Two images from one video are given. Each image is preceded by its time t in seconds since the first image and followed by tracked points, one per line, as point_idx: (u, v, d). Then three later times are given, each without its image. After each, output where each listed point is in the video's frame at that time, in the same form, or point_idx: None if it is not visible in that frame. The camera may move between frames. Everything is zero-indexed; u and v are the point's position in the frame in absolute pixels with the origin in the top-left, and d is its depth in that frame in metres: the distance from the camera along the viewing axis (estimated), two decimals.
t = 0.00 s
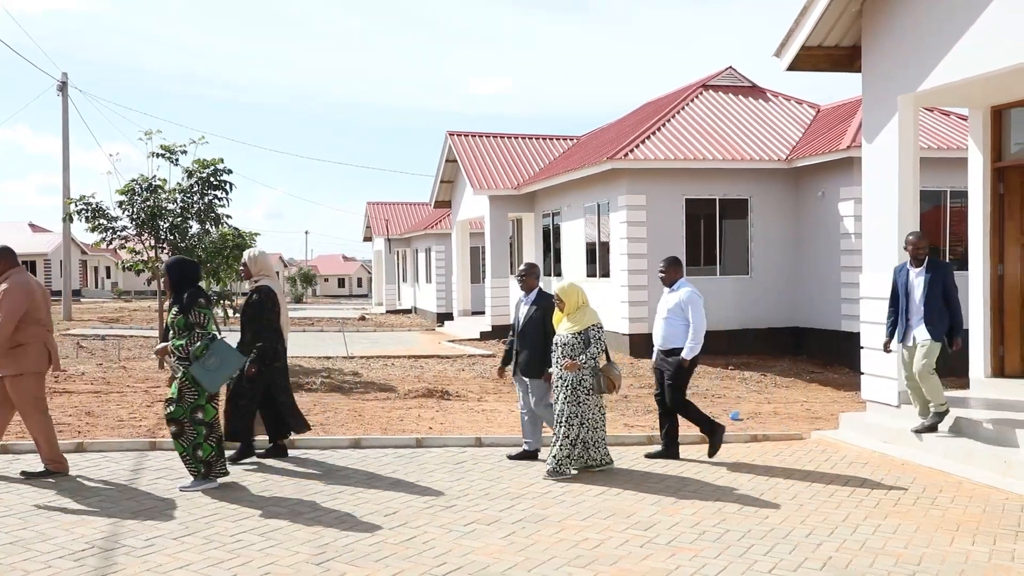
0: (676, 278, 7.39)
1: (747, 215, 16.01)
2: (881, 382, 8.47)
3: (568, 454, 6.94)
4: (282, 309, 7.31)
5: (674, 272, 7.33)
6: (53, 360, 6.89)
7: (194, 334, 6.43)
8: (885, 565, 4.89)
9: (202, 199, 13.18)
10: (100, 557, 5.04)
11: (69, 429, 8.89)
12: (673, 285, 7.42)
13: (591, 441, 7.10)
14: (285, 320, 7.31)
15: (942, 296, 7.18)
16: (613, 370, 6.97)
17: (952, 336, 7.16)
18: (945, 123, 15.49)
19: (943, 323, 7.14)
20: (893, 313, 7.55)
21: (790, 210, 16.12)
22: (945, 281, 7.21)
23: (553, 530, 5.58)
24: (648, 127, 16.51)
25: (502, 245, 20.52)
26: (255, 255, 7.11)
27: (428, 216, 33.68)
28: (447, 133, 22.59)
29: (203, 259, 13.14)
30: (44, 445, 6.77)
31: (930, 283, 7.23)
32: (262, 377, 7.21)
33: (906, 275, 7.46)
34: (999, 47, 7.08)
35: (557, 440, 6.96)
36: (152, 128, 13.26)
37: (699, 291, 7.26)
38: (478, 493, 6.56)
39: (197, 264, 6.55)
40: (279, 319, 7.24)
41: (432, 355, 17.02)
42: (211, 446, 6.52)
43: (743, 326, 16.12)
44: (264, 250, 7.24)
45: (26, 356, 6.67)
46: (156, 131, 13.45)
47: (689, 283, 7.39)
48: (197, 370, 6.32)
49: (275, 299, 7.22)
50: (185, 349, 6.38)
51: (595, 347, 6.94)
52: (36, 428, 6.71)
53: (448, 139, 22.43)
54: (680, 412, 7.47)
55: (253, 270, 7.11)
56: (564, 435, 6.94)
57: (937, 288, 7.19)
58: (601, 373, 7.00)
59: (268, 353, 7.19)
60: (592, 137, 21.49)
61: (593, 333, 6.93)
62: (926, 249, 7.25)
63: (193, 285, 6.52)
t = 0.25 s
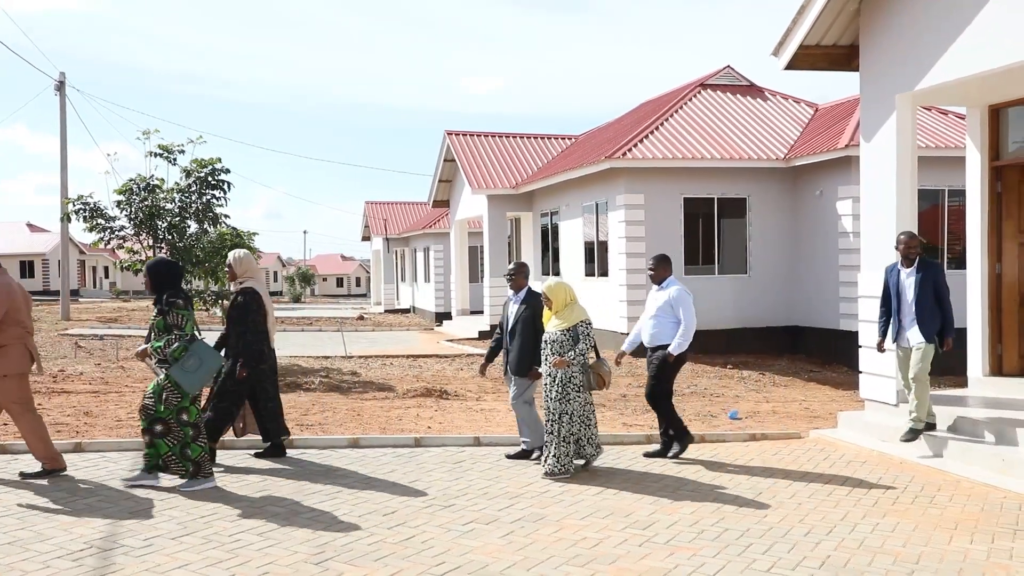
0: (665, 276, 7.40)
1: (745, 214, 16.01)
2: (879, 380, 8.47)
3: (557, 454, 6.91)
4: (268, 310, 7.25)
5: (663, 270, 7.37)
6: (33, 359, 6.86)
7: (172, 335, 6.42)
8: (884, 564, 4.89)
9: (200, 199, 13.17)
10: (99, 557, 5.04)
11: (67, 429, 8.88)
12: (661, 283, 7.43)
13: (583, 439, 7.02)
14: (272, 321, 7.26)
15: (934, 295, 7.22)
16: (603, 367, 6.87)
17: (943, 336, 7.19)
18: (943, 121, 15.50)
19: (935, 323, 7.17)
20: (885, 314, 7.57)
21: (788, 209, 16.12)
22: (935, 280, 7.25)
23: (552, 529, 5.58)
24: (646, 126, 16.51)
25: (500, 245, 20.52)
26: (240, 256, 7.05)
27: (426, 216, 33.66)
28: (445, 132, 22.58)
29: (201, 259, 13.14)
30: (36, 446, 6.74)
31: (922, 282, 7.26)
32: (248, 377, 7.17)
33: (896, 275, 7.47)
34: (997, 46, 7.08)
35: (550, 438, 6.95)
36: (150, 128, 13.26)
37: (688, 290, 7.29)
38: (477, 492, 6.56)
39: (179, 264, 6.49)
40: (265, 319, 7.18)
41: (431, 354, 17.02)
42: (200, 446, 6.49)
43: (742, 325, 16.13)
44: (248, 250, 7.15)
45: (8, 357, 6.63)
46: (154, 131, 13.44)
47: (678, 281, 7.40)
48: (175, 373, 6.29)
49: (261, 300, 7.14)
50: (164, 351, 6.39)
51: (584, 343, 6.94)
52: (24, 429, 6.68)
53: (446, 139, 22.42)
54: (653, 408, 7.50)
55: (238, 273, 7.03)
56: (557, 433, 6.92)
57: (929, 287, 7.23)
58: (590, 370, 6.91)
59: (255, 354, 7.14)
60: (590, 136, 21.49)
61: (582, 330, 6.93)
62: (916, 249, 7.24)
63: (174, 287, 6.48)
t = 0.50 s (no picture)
0: (654, 275, 7.39)
1: (743, 213, 16.01)
2: (877, 379, 8.48)
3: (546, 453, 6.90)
4: (252, 310, 7.24)
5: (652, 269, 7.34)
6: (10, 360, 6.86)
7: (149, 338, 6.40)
8: (882, 563, 4.89)
9: (198, 199, 13.16)
10: (97, 557, 5.04)
11: (65, 429, 8.87)
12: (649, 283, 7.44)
13: (575, 439, 6.99)
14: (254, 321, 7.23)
15: (926, 299, 7.23)
16: (594, 365, 6.87)
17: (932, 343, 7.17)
18: (940, 120, 15.51)
19: (924, 327, 7.16)
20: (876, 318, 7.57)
21: (786, 208, 16.13)
22: (927, 284, 7.25)
23: (550, 529, 5.58)
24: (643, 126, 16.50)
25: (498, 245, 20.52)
26: (222, 256, 7.10)
27: (425, 215, 33.63)
28: (443, 132, 22.58)
29: (199, 259, 13.14)
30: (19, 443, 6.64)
31: (913, 285, 7.27)
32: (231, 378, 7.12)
33: (889, 279, 7.47)
34: (995, 45, 7.08)
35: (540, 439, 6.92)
36: (147, 128, 13.26)
37: (676, 291, 7.32)
38: (475, 492, 6.56)
39: (155, 266, 6.51)
40: (248, 321, 7.16)
41: (429, 354, 17.01)
42: (192, 445, 6.45)
43: (740, 324, 16.14)
44: (232, 252, 7.22)
45: None
46: (152, 131, 13.42)
47: (666, 281, 7.42)
48: (155, 375, 6.32)
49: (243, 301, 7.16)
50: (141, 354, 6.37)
51: (572, 342, 6.97)
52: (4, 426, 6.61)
53: (444, 139, 22.42)
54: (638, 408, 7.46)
55: (220, 271, 7.09)
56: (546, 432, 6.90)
57: (919, 290, 7.25)
58: (579, 368, 6.92)
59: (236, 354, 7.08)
60: (588, 135, 21.50)
61: (570, 328, 6.97)
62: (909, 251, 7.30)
63: (149, 289, 6.49)
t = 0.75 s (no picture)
0: (641, 277, 7.41)
1: (741, 213, 16.02)
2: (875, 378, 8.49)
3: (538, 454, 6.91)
4: (232, 308, 7.21)
5: (639, 271, 7.37)
6: None
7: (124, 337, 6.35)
8: (880, 562, 4.90)
9: (196, 199, 13.15)
10: (95, 557, 5.03)
11: (63, 430, 8.86)
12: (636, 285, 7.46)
13: (569, 440, 6.95)
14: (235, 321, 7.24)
15: (918, 308, 7.22)
16: (583, 365, 6.78)
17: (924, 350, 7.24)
18: (938, 120, 15.53)
19: (914, 334, 7.21)
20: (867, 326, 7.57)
21: (784, 208, 16.14)
22: (918, 292, 7.24)
23: (549, 528, 5.58)
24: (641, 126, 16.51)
25: (496, 245, 20.53)
26: (204, 254, 7.08)
27: (423, 216, 33.64)
28: (442, 132, 22.59)
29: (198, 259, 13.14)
30: None
31: (906, 295, 7.25)
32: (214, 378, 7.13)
33: (882, 287, 7.46)
34: (993, 44, 7.09)
35: (530, 440, 6.94)
36: (145, 128, 13.27)
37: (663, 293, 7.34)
38: (474, 491, 6.56)
39: (130, 265, 6.47)
40: (228, 318, 7.13)
41: (428, 354, 17.01)
42: (177, 442, 6.44)
43: (738, 324, 16.15)
44: (214, 249, 7.20)
45: None
46: (150, 131, 13.41)
47: (654, 283, 7.43)
48: (129, 374, 6.23)
49: (224, 299, 7.14)
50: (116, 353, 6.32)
51: (561, 344, 6.94)
52: None
53: (442, 139, 22.43)
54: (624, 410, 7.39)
55: (203, 269, 7.08)
56: (536, 434, 6.91)
57: (911, 299, 7.24)
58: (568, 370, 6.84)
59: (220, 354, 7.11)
60: (586, 135, 21.51)
61: (558, 328, 6.94)
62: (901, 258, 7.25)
63: (124, 288, 6.45)
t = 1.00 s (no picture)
0: (628, 276, 7.43)
1: (738, 210, 16.03)
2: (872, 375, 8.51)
3: (524, 453, 6.90)
4: (214, 307, 7.22)
5: (626, 268, 7.40)
6: None
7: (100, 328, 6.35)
8: (877, 558, 4.90)
9: (193, 197, 13.13)
10: (92, 555, 5.02)
11: (60, 428, 8.85)
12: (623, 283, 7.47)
13: (558, 439, 6.91)
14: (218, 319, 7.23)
15: (907, 315, 7.22)
16: (568, 364, 6.81)
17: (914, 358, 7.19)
18: (934, 117, 15.54)
19: (904, 343, 7.19)
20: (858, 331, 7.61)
21: (781, 205, 16.15)
22: (909, 298, 7.23)
23: (546, 525, 5.59)
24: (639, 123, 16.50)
25: (494, 242, 20.53)
26: (185, 251, 7.09)
27: (420, 213, 33.60)
28: (439, 129, 22.57)
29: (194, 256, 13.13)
30: None
31: (895, 300, 7.26)
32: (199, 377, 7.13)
33: (873, 290, 7.49)
34: (989, 42, 7.10)
35: (515, 439, 6.92)
36: (142, 125, 13.23)
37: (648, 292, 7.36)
38: (471, 488, 6.56)
39: (112, 258, 6.49)
40: (209, 318, 7.14)
41: (425, 351, 17.01)
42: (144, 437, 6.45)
43: (735, 321, 16.17)
44: (196, 247, 7.22)
45: None
46: (146, 128, 13.38)
47: (640, 282, 7.45)
48: (101, 366, 6.28)
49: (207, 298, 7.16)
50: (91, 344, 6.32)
51: (546, 343, 6.91)
52: None
53: (440, 136, 22.40)
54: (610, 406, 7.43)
55: (185, 266, 7.07)
56: (521, 432, 6.91)
57: (901, 307, 7.23)
58: (553, 369, 6.86)
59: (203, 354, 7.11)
60: (583, 132, 21.50)
61: (544, 328, 6.91)
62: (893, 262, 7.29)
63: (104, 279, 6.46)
